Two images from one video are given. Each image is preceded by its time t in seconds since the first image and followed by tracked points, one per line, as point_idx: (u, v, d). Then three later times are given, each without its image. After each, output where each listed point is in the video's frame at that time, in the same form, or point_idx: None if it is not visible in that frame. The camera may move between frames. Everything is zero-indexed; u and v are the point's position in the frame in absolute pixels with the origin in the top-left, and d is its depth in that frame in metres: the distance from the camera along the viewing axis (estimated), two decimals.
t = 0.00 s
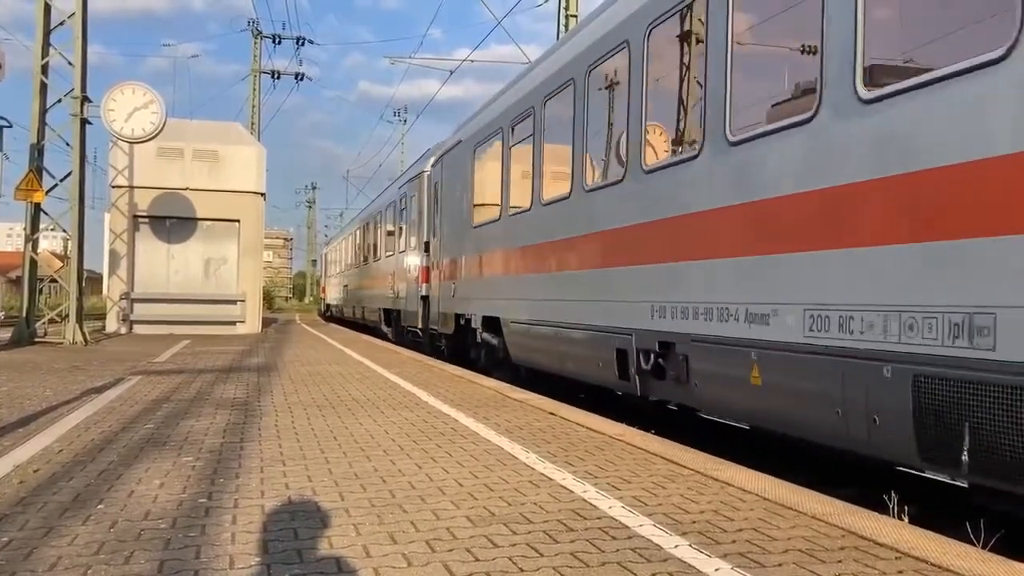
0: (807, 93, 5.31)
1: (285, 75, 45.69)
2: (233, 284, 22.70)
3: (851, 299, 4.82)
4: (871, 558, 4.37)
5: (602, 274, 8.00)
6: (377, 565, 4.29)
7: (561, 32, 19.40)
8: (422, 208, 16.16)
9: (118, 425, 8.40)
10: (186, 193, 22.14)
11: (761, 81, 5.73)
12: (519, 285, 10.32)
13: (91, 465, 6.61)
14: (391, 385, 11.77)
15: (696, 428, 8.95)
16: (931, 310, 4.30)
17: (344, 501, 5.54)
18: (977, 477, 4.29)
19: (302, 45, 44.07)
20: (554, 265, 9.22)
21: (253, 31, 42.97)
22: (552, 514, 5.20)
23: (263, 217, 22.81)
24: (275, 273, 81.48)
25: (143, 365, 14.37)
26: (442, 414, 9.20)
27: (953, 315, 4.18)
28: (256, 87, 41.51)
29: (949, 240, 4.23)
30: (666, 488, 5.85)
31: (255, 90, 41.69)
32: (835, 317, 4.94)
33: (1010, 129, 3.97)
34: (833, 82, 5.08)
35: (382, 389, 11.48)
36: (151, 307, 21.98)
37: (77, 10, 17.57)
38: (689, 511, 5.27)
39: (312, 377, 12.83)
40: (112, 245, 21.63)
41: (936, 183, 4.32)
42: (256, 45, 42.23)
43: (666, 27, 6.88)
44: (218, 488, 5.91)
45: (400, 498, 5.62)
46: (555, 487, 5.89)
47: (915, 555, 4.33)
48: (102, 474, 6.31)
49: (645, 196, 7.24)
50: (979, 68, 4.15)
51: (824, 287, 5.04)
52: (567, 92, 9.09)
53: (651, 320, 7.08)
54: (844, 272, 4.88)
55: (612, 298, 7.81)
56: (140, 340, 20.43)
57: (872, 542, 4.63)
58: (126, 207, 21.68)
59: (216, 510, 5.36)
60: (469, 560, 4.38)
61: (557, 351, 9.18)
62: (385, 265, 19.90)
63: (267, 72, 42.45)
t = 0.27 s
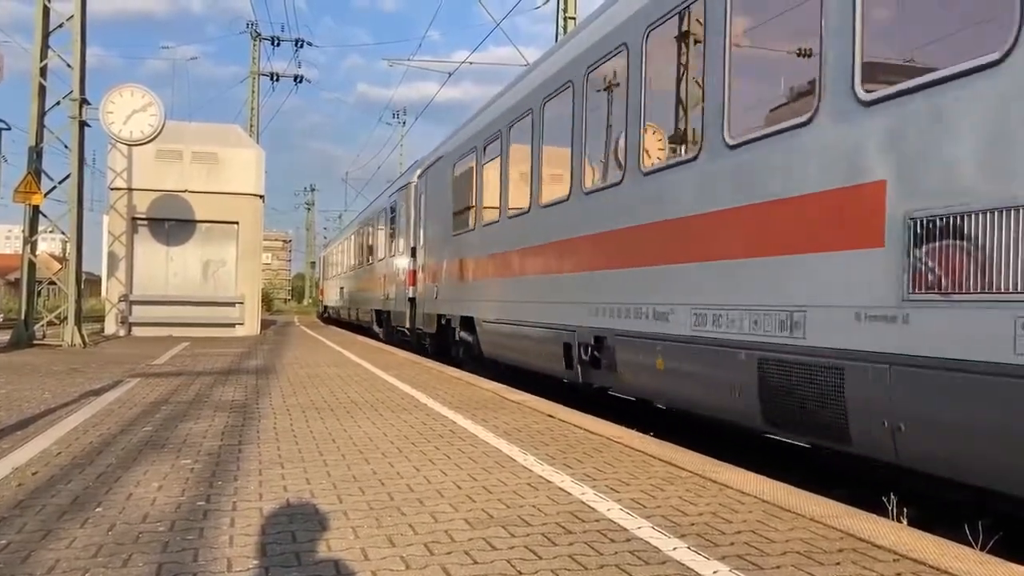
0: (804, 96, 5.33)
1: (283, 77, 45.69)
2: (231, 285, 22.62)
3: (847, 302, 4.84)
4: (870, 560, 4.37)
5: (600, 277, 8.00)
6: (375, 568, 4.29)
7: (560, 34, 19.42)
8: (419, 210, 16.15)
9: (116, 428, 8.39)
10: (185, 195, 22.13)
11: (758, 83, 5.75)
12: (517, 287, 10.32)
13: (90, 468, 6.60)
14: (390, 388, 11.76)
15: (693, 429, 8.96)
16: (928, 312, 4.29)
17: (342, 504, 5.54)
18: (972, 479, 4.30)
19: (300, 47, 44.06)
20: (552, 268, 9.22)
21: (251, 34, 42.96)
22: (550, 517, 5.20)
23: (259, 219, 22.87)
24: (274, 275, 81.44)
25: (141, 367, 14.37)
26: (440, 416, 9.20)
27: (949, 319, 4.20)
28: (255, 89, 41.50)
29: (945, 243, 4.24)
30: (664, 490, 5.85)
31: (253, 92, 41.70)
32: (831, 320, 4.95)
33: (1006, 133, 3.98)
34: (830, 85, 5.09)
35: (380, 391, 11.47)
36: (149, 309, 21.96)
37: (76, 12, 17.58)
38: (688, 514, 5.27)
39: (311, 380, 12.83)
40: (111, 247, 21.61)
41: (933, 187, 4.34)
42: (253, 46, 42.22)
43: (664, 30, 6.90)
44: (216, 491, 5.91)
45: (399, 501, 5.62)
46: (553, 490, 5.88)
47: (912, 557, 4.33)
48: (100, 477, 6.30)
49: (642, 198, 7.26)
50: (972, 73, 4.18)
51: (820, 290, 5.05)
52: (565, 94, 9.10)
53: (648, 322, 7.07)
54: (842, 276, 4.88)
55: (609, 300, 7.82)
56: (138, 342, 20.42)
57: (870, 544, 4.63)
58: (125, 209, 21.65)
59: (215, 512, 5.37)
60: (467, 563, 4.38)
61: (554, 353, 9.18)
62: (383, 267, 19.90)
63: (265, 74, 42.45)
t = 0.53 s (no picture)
0: (804, 97, 5.34)
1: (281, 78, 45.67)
2: (230, 287, 22.64)
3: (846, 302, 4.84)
4: (869, 562, 4.37)
5: (599, 278, 7.99)
6: (373, 570, 4.28)
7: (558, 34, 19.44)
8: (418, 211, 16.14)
9: (114, 430, 8.39)
10: (183, 197, 22.13)
11: (757, 84, 5.75)
12: (515, 288, 10.31)
13: (88, 470, 6.60)
14: (388, 389, 11.77)
15: (691, 430, 8.95)
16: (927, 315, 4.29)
17: (340, 506, 5.54)
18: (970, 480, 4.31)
19: (298, 48, 44.05)
20: (550, 269, 9.22)
21: (250, 35, 42.96)
22: (549, 519, 5.20)
23: (258, 224, 22.87)
24: (273, 276, 81.41)
25: (140, 369, 14.36)
26: (439, 417, 9.20)
27: (947, 320, 4.20)
28: (253, 90, 41.51)
29: (944, 243, 4.24)
30: (663, 492, 5.85)
31: (252, 93, 41.70)
32: (830, 321, 4.95)
33: (1005, 134, 3.99)
34: (829, 86, 5.10)
35: (378, 392, 11.47)
36: (148, 311, 21.95)
37: (74, 14, 17.57)
38: (686, 515, 5.26)
39: (309, 381, 12.82)
40: (109, 249, 21.60)
41: (932, 187, 4.34)
42: (251, 48, 42.22)
43: (663, 32, 6.90)
44: (214, 493, 5.91)
45: (397, 503, 5.62)
46: (552, 491, 5.88)
47: (911, 558, 4.33)
48: (99, 479, 6.30)
49: (641, 200, 7.26)
50: (972, 73, 4.19)
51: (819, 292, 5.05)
52: (564, 94, 9.10)
53: (646, 324, 7.07)
54: (840, 277, 4.88)
55: (607, 301, 7.82)
56: (137, 344, 20.41)
57: (869, 545, 4.63)
58: (123, 211, 21.60)
59: (213, 515, 5.36)
60: (466, 564, 4.38)
61: (552, 354, 9.17)
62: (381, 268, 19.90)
63: (264, 76, 42.44)
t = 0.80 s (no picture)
0: (803, 98, 5.34)
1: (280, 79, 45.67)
2: (229, 288, 22.66)
3: (845, 303, 4.84)
4: (868, 563, 4.37)
5: (598, 278, 7.99)
6: (372, 571, 4.28)
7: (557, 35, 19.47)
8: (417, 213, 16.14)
9: (113, 431, 8.38)
10: (182, 199, 22.14)
11: (757, 85, 5.75)
12: (514, 290, 10.30)
13: (87, 471, 6.60)
14: (387, 390, 11.77)
15: (691, 430, 8.95)
16: (927, 318, 4.31)
17: (339, 507, 5.54)
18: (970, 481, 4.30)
19: (297, 50, 44.04)
20: (550, 271, 9.21)
21: (249, 36, 42.99)
22: (548, 519, 5.20)
23: (258, 225, 22.88)
24: (271, 278, 81.41)
25: (139, 370, 14.36)
26: (438, 419, 9.20)
27: (946, 320, 4.20)
28: (252, 92, 41.54)
29: (943, 243, 4.24)
30: (662, 493, 5.84)
31: (251, 95, 41.71)
32: (829, 322, 4.95)
33: (1004, 134, 3.99)
34: (829, 87, 5.10)
35: (377, 394, 11.47)
36: (147, 312, 21.95)
37: (73, 16, 17.58)
38: (685, 516, 5.26)
39: (308, 382, 12.82)
40: (108, 250, 21.58)
41: (931, 187, 4.34)
42: (251, 49, 42.22)
43: (663, 33, 6.90)
44: (214, 494, 5.91)
45: (397, 504, 5.62)
46: (551, 492, 5.88)
47: (910, 559, 4.32)
48: (98, 481, 6.30)
49: (641, 201, 7.25)
50: (972, 75, 4.19)
51: (818, 292, 5.05)
52: (563, 97, 9.11)
53: (644, 325, 7.08)
54: (839, 280, 4.88)
55: (606, 302, 7.82)
56: (135, 345, 20.39)
57: (868, 546, 4.62)
58: (122, 212, 21.61)
59: (212, 516, 5.36)
60: (465, 565, 4.38)
61: (550, 355, 9.18)
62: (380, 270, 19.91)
63: (263, 77, 42.44)
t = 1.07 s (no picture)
0: (803, 98, 5.33)
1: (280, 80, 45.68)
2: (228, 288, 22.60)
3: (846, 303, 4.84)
4: (867, 563, 4.36)
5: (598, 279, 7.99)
6: (371, 572, 4.28)
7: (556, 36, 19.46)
8: (417, 213, 16.13)
9: (112, 431, 8.38)
10: (181, 199, 22.13)
11: (756, 86, 5.75)
12: (514, 290, 10.29)
13: (86, 472, 6.59)
14: (386, 390, 11.77)
15: (690, 430, 8.94)
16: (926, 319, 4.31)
17: (338, 507, 5.54)
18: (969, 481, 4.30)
19: (296, 50, 44.05)
20: (549, 271, 9.20)
21: (247, 37, 42.97)
22: (548, 520, 5.20)
23: (256, 225, 22.86)
24: (270, 278, 81.40)
25: (138, 371, 14.36)
26: (437, 419, 9.19)
27: (946, 320, 4.20)
28: (251, 92, 41.53)
29: (944, 242, 4.24)
30: (661, 493, 5.84)
31: (250, 95, 41.69)
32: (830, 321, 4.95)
33: (1005, 132, 3.98)
34: (829, 87, 5.09)
35: (377, 394, 11.46)
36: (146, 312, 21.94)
37: (72, 16, 17.57)
38: (685, 516, 5.26)
39: (307, 382, 12.81)
40: (106, 251, 21.57)
41: (932, 186, 4.33)
42: (250, 49, 42.23)
43: (663, 32, 6.89)
44: (213, 495, 5.90)
45: (396, 504, 5.61)
46: (550, 493, 5.87)
47: (910, 559, 4.32)
48: (97, 481, 6.29)
49: (641, 201, 7.24)
50: (972, 74, 4.18)
51: (820, 292, 5.05)
52: (562, 97, 9.11)
53: (643, 326, 7.09)
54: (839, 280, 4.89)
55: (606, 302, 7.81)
56: (134, 346, 20.38)
57: (868, 546, 4.62)
58: (121, 213, 21.61)
59: (211, 516, 5.36)
60: (465, 566, 4.38)
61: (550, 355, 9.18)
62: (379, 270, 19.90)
63: (262, 78, 42.44)
